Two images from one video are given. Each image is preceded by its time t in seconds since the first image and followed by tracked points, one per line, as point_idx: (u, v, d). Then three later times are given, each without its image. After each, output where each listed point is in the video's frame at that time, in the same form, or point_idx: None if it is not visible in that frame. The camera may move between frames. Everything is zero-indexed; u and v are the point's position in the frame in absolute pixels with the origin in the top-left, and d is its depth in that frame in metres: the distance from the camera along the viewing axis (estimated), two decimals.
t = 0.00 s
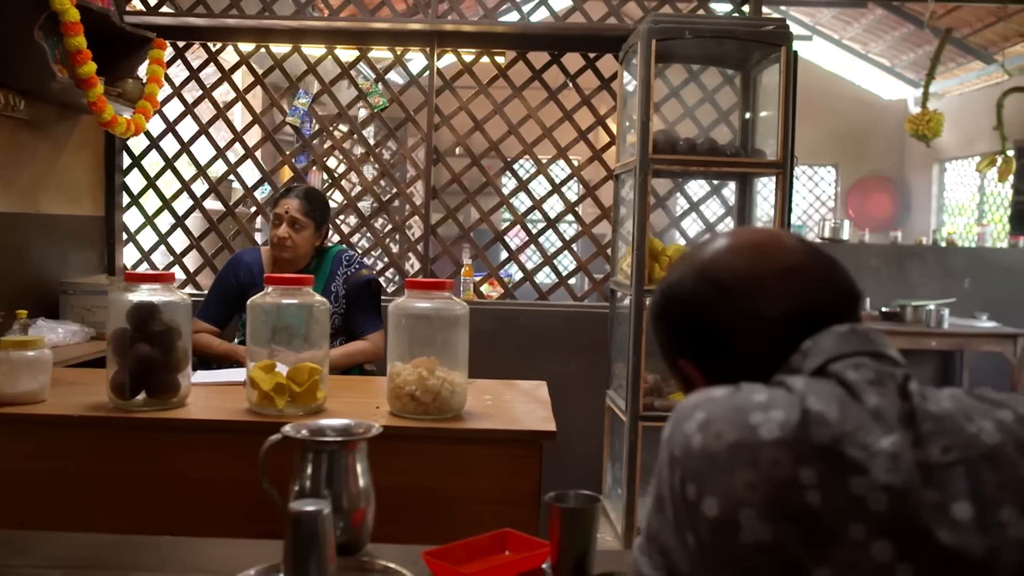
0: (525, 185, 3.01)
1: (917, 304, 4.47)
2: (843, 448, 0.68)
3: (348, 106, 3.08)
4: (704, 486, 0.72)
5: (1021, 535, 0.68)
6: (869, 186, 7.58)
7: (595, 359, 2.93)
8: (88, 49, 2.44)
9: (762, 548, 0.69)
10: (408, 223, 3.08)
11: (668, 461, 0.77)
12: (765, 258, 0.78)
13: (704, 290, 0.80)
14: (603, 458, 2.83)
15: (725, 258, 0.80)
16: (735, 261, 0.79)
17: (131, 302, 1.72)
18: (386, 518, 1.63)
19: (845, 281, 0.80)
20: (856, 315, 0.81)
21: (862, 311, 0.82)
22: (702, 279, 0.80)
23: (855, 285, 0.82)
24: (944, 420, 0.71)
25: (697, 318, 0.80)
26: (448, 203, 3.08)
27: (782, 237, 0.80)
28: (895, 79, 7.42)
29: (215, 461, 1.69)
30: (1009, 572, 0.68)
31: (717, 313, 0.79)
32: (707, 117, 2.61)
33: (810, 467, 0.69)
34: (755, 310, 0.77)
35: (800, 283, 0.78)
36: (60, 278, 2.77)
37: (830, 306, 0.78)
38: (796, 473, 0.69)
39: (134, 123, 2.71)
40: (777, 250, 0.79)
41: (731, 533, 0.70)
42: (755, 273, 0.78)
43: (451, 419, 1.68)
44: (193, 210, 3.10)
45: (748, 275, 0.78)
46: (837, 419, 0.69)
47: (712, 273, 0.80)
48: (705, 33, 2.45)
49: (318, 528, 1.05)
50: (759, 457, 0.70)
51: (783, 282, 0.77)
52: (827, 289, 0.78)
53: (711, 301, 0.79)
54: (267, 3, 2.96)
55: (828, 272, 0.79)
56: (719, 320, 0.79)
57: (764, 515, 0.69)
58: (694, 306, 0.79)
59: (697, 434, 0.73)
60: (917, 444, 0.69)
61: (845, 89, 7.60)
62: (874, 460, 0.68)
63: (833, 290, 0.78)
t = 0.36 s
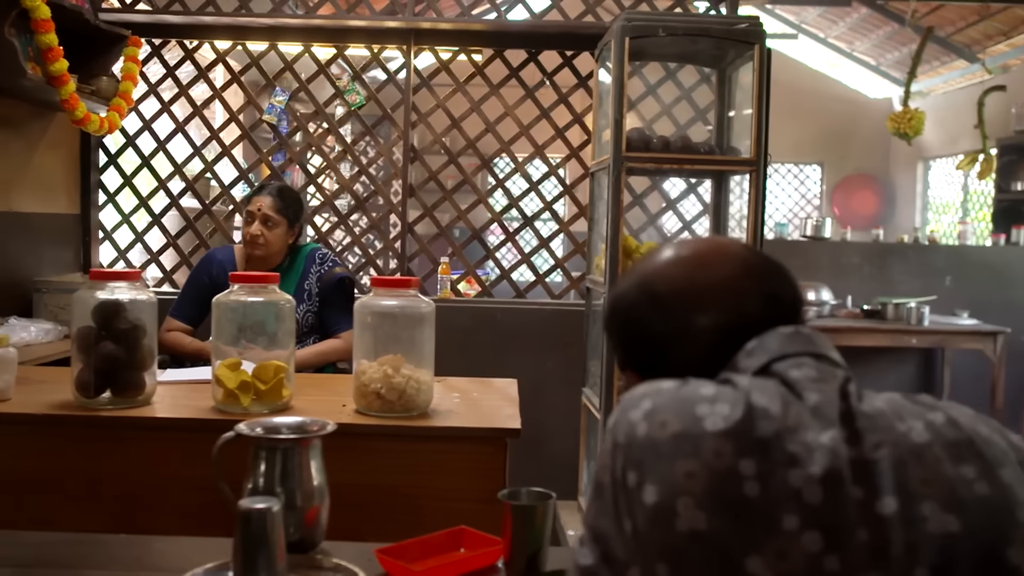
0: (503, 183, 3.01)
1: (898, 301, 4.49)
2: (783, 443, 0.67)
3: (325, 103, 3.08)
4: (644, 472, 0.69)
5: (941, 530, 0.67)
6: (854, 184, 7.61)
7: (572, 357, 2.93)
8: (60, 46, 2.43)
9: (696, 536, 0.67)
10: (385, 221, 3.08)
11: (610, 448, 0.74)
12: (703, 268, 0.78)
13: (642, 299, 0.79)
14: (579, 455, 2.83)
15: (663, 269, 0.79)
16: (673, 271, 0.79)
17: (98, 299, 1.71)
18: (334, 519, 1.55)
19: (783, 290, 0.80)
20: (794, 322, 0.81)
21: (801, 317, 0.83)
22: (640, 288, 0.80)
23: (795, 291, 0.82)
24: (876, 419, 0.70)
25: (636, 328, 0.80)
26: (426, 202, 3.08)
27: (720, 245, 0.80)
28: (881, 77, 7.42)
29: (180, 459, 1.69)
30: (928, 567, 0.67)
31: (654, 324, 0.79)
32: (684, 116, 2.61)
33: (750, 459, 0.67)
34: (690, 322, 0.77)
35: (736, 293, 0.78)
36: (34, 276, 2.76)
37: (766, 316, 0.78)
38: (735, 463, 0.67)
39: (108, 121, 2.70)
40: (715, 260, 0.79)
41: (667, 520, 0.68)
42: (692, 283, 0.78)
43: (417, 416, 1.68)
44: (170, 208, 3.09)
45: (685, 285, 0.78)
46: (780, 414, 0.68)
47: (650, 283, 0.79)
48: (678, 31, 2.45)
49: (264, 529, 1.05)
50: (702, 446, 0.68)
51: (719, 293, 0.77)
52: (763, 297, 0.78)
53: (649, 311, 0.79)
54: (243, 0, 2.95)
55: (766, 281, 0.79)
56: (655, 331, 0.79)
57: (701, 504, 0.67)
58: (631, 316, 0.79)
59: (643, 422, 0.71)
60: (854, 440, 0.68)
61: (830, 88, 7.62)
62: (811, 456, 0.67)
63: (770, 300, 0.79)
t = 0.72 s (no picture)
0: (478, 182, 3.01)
1: (877, 300, 4.50)
2: (731, 437, 0.63)
3: (300, 102, 3.08)
4: (592, 455, 0.64)
5: (870, 522, 0.62)
6: (837, 183, 7.65)
7: (548, 355, 2.93)
8: (29, 44, 2.41)
9: (638, 521, 0.63)
10: (361, 220, 3.09)
11: (560, 432, 0.69)
12: (655, 280, 0.77)
13: (597, 311, 0.78)
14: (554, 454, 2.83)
15: (616, 281, 0.78)
16: (628, 282, 0.78)
17: (60, 299, 1.70)
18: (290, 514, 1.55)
19: (737, 302, 0.79)
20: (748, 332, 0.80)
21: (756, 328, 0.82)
22: (595, 301, 0.79)
23: (750, 303, 0.81)
24: (816, 417, 0.66)
25: (591, 339, 0.79)
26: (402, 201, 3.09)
27: (674, 259, 0.79)
28: (864, 76, 7.45)
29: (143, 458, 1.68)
30: (854, 558, 0.62)
31: (608, 336, 0.78)
32: (660, 114, 2.62)
33: (697, 448, 0.63)
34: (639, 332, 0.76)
35: (687, 304, 0.77)
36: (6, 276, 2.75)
37: (717, 325, 0.77)
38: (683, 453, 0.63)
39: (80, 119, 2.69)
40: (668, 273, 0.78)
41: (610, 504, 0.63)
42: (644, 295, 0.77)
43: (381, 415, 1.67)
44: (145, 207, 3.08)
45: (639, 297, 0.77)
46: (729, 409, 0.64)
47: (605, 295, 0.78)
48: (650, 30, 2.45)
49: (214, 527, 1.04)
50: (651, 434, 0.63)
51: (669, 304, 0.76)
52: (716, 308, 0.77)
53: (604, 323, 0.78)
54: None
55: (718, 292, 0.78)
56: (608, 343, 0.78)
57: (647, 489, 0.63)
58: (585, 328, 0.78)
59: (597, 408, 0.66)
60: (794, 435, 0.64)
61: (814, 88, 7.64)
62: (752, 451, 0.63)
63: (723, 311, 0.77)
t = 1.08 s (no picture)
0: (453, 181, 3.01)
1: (856, 299, 4.52)
2: (661, 435, 0.61)
3: (274, 101, 3.07)
4: (523, 452, 0.62)
5: (795, 520, 0.60)
6: (820, 183, 7.68)
7: (522, 355, 2.93)
8: None
9: (566, 518, 0.60)
10: (336, 220, 3.09)
11: (496, 430, 0.66)
12: (606, 277, 0.73)
13: (547, 305, 0.75)
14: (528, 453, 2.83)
15: (566, 276, 0.75)
16: (578, 278, 0.74)
17: (22, 298, 1.69)
18: (244, 511, 1.53)
19: (685, 303, 0.75)
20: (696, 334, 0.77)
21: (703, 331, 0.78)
22: (545, 295, 0.75)
23: (698, 305, 0.77)
24: (750, 414, 0.63)
25: (537, 334, 0.75)
26: (377, 201, 3.09)
27: (626, 258, 0.75)
28: (846, 77, 7.48)
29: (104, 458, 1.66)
30: (778, 556, 0.60)
31: (557, 331, 0.74)
32: (635, 114, 2.62)
33: (626, 445, 0.61)
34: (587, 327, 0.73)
35: (636, 302, 0.73)
36: None
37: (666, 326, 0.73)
38: (611, 450, 0.61)
39: (49, 118, 2.67)
40: (619, 270, 0.74)
41: (539, 499, 0.61)
42: (595, 292, 0.73)
43: (345, 415, 1.67)
44: (118, 206, 3.06)
45: (590, 293, 0.73)
46: (661, 407, 0.62)
47: (556, 290, 0.74)
48: (621, 29, 2.45)
49: (162, 525, 1.03)
50: (581, 432, 0.61)
51: (617, 302, 0.73)
52: (665, 308, 0.74)
53: (553, 317, 0.74)
54: None
55: (668, 292, 0.74)
56: (556, 338, 0.74)
57: (576, 487, 0.60)
58: (534, 321, 0.74)
59: (530, 405, 0.63)
60: (724, 432, 0.62)
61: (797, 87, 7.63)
62: (680, 449, 0.61)
63: (672, 312, 0.74)
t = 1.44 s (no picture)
0: (426, 180, 3.00)
1: (832, 298, 4.54)
2: (578, 436, 0.60)
3: (247, 99, 3.06)
4: (441, 457, 0.61)
5: (719, 521, 0.58)
6: (801, 182, 7.73)
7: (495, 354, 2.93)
8: None
9: (483, 523, 0.59)
10: (308, 219, 3.08)
11: (421, 434, 0.65)
12: (550, 267, 0.68)
13: (489, 293, 0.69)
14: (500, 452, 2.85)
15: (509, 266, 0.69)
16: (521, 268, 0.69)
17: None
18: (205, 512, 1.52)
19: (633, 298, 0.69)
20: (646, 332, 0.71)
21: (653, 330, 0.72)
22: (486, 283, 0.70)
23: (647, 300, 0.72)
24: (680, 412, 0.62)
25: (476, 325, 0.69)
26: (349, 200, 3.08)
27: (573, 249, 0.70)
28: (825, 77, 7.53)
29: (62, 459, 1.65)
30: (701, 559, 0.58)
31: (499, 319, 0.68)
32: (608, 113, 2.62)
33: (542, 448, 0.60)
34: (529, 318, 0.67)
35: (580, 295, 0.68)
36: None
37: (613, 319, 0.68)
38: (528, 453, 0.60)
39: (18, 117, 2.65)
40: (564, 260, 0.69)
41: (457, 506, 0.60)
42: (539, 282, 0.68)
43: (307, 415, 1.66)
44: (89, 205, 3.04)
45: (533, 283, 0.68)
46: (580, 406, 0.61)
47: (498, 278, 0.69)
48: (593, 28, 2.44)
49: (107, 526, 1.03)
50: (497, 434, 0.60)
51: (561, 292, 0.67)
52: (611, 302, 0.68)
53: (494, 307, 0.68)
54: None
55: (616, 285, 0.69)
56: (497, 327, 0.68)
57: (493, 492, 0.59)
58: (474, 311, 0.69)
59: (450, 409, 0.62)
60: (648, 431, 0.60)
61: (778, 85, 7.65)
62: (599, 449, 0.59)
63: (616, 305, 0.68)
